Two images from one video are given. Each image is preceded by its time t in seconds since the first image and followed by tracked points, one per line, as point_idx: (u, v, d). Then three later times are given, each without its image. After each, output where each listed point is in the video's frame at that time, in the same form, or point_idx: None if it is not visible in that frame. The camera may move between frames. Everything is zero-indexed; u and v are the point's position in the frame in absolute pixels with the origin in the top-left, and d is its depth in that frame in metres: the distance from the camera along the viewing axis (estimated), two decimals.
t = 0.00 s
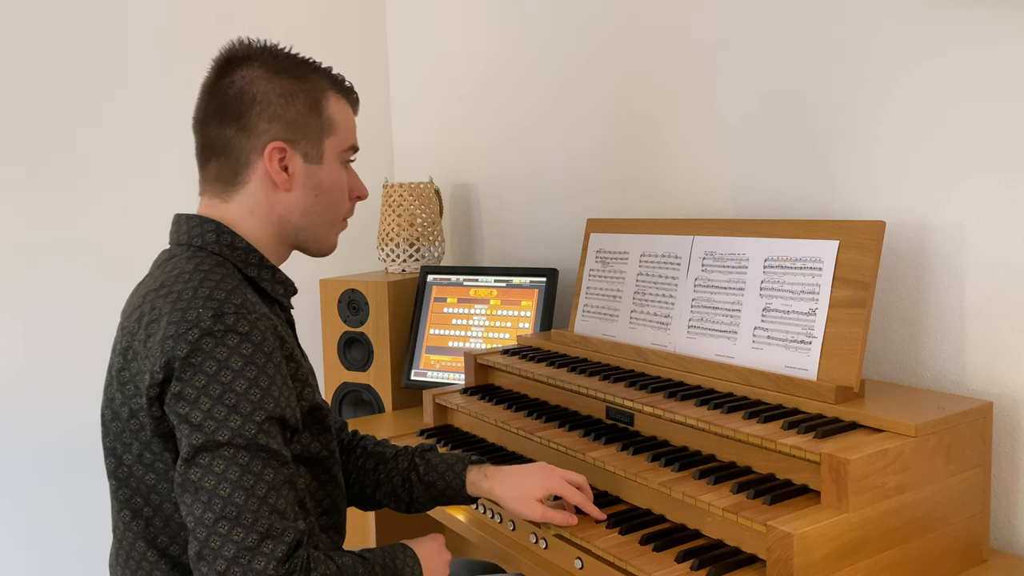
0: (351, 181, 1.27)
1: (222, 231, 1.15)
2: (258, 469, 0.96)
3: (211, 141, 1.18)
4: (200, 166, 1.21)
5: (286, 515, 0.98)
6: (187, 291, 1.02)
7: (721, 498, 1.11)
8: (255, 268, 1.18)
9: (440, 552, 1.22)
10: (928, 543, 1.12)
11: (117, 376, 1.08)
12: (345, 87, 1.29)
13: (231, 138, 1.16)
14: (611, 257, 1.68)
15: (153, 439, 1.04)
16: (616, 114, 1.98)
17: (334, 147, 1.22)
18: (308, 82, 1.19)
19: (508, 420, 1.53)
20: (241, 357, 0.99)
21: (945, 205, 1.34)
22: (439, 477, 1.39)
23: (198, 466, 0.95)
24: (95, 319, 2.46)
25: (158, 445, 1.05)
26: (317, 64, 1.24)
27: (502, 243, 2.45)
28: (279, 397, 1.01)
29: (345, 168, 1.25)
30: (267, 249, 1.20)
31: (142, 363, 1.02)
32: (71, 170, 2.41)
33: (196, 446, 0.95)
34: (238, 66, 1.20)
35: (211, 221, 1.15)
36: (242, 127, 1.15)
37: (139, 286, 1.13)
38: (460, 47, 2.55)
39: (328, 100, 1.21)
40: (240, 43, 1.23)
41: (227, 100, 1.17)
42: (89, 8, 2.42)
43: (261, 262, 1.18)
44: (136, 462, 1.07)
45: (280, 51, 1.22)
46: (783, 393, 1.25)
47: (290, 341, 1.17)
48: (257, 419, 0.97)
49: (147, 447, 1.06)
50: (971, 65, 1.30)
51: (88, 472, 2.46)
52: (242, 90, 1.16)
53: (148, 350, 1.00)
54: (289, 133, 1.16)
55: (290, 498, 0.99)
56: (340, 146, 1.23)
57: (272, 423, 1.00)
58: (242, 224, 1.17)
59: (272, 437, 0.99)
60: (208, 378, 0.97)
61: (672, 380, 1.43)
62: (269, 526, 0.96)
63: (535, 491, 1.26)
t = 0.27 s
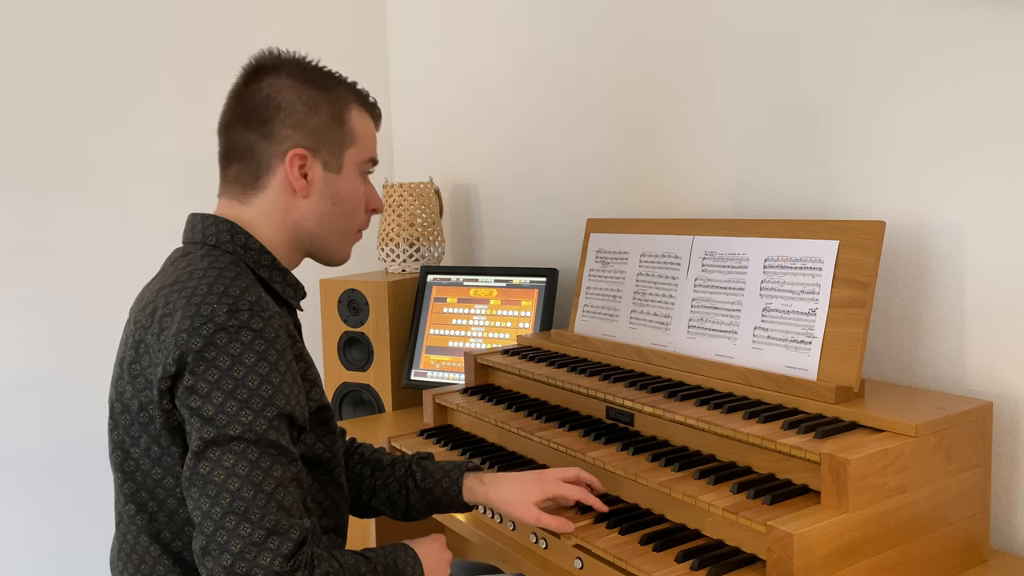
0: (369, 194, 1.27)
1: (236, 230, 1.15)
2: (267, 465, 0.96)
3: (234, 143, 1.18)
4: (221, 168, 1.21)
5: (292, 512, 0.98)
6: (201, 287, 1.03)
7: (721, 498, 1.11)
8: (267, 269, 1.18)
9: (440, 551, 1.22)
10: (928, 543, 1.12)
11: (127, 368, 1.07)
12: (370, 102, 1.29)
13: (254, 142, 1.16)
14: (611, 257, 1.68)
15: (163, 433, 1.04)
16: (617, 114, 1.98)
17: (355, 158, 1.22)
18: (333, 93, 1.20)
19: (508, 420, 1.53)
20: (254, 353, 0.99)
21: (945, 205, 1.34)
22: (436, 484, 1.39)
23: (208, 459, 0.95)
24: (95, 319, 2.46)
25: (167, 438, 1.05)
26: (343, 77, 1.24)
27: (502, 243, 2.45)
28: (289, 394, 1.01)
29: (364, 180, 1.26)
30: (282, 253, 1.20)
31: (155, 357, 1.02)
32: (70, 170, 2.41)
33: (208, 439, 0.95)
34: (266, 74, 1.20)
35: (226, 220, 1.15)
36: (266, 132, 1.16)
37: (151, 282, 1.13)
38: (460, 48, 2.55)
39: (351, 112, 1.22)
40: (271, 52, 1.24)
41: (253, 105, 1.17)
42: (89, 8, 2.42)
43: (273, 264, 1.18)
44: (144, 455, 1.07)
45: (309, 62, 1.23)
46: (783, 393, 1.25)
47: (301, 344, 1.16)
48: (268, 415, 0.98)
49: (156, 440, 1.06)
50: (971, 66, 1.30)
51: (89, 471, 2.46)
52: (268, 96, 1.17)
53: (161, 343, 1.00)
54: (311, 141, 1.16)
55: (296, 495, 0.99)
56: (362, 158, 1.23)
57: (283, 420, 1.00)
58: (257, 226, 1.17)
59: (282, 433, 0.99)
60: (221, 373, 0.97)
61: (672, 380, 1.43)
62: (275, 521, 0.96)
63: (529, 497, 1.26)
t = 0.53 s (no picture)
0: (379, 207, 1.27)
1: (243, 230, 1.15)
2: (270, 463, 0.96)
3: (251, 145, 1.18)
4: (235, 169, 1.22)
5: (293, 510, 0.98)
6: (208, 284, 1.03)
7: (721, 498, 1.11)
8: (273, 270, 1.18)
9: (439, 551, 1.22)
10: (928, 543, 1.12)
11: (133, 364, 1.07)
12: (387, 118, 1.30)
13: (271, 145, 1.17)
14: (611, 257, 1.68)
15: (167, 429, 1.04)
16: (617, 114, 1.98)
17: (369, 169, 1.22)
18: (353, 104, 1.21)
19: (508, 420, 1.52)
20: (260, 351, 0.99)
21: (945, 205, 1.34)
22: (435, 484, 1.40)
23: (212, 455, 0.95)
24: (94, 319, 2.46)
25: (171, 434, 1.04)
26: (364, 90, 1.26)
27: (502, 243, 2.45)
28: (294, 392, 1.01)
29: (376, 192, 1.26)
30: (290, 256, 1.19)
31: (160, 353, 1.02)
32: (71, 171, 2.41)
33: (212, 435, 0.95)
34: (289, 81, 1.21)
35: (235, 220, 1.16)
36: (283, 135, 1.16)
37: (157, 279, 1.13)
38: (460, 48, 2.55)
39: (369, 123, 1.22)
40: (295, 62, 1.25)
41: (274, 109, 1.18)
42: (89, 9, 2.42)
43: (279, 265, 1.18)
44: (148, 451, 1.07)
45: (331, 73, 1.24)
46: (783, 393, 1.25)
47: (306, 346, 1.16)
48: (272, 412, 0.97)
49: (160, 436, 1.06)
50: (971, 66, 1.30)
51: (89, 471, 2.46)
52: (289, 101, 1.18)
53: (167, 340, 1.00)
54: (327, 147, 1.17)
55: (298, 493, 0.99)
56: (375, 169, 1.24)
57: (287, 417, 1.00)
58: (267, 228, 1.17)
59: (286, 431, 0.99)
60: (227, 369, 0.97)
61: (672, 380, 1.43)
62: (277, 519, 0.95)
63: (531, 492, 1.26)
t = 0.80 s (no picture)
0: (379, 210, 1.26)
1: (244, 230, 1.15)
2: (273, 462, 0.96)
3: (254, 144, 1.18)
4: (238, 168, 1.22)
5: (297, 508, 0.98)
6: (209, 284, 1.03)
7: (721, 498, 1.11)
8: (273, 270, 1.18)
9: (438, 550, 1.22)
10: (928, 543, 1.12)
11: (134, 363, 1.07)
12: (390, 122, 1.30)
13: (274, 144, 1.17)
14: (611, 257, 1.68)
15: (169, 429, 1.04)
16: (618, 114, 1.98)
17: (370, 171, 1.22)
18: (357, 106, 1.21)
19: (508, 420, 1.53)
20: (262, 350, 0.99)
21: (945, 204, 1.34)
22: (434, 472, 1.40)
23: (215, 455, 0.95)
24: (94, 319, 2.46)
25: (173, 434, 1.04)
26: (368, 94, 1.26)
27: (502, 243, 2.45)
28: (296, 391, 1.01)
29: (376, 194, 1.26)
30: (290, 255, 1.19)
31: (162, 353, 1.02)
32: (71, 171, 2.41)
33: (214, 434, 0.95)
34: (294, 82, 1.21)
35: (236, 220, 1.16)
36: (287, 135, 1.16)
37: (158, 278, 1.13)
38: (460, 48, 2.55)
39: (372, 126, 1.23)
40: (300, 64, 1.26)
41: (278, 109, 1.18)
42: (89, 9, 2.42)
43: (279, 265, 1.18)
44: (150, 451, 1.07)
45: (336, 76, 1.25)
46: (783, 393, 1.25)
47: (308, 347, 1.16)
48: (275, 411, 0.98)
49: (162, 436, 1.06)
50: (971, 66, 1.29)
51: (89, 471, 2.46)
52: (293, 102, 1.18)
53: (169, 339, 1.00)
54: (330, 149, 1.17)
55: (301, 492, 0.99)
56: (377, 172, 1.24)
57: (289, 416, 1.00)
58: (267, 227, 1.17)
59: (289, 430, 0.99)
60: (229, 369, 0.97)
61: (672, 380, 1.43)
62: (280, 517, 0.95)
63: (530, 478, 1.29)
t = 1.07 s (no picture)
0: (379, 211, 1.26)
1: (243, 229, 1.15)
2: (271, 462, 0.96)
3: (254, 144, 1.18)
4: (237, 167, 1.22)
5: (296, 508, 0.98)
6: (208, 284, 1.03)
7: (721, 498, 1.11)
8: (273, 270, 1.18)
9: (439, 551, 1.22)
10: (928, 543, 1.12)
11: (134, 363, 1.07)
12: (391, 123, 1.30)
13: (273, 144, 1.17)
14: (611, 257, 1.68)
15: (169, 429, 1.04)
16: (618, 115, 1.98)
17: (370, 172, 1.22)
18: (357, 107, 1.21)
19: (508, 420, 1.52)
20: (261, 350, 0.99)
21: (945, 204, 1.34)
22: (429, 476, 1.40)
23: (214, 454, 0.95)
24: (94, 319, 2.46)
25: (173, 434, 1.05)
26: (369, 94, 1.26)
27: (502, 243, 2.45)
28: (294, 390, 1.01)
29: (376, 196, 1.26)
30: (289, 255, 1.19)
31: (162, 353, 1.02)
32: (71, 171, 2.41)
33: (213, 434, 0.95)
34: (295, 82, 1.21)
35: (235, 220, 1.16)
36: (287, 135, 1.16)
37: (157, 278, 1.13)
38: (460, 48, 2.55)
39: (372, 127, 1.22)
40: (301, 64, 1.26)
41: (279, 108, 1.18)
42: (89, 9, 2.42)
43: (278, 265, 1.17)
44: (149, 450, 1.07)
45: (336, 76, 1.25)
46: (783, 393, 1.25)
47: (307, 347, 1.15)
48: (273, 410, 0.97)
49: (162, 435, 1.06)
50: (971, 66, 1.29)
51: (89, 471, 2.46)
52: (294, 102, 1.18)
53: (169, 339, 1.01)
54: (329, 149, 1.17)
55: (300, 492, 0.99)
56: (377, 173, 1.24)
57: (288, 416, 1.00)
58: (266, 227, 1.17)
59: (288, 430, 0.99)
60: (228, 368, 0.97)
61: (672, 380, 1.43)
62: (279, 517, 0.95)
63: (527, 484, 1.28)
